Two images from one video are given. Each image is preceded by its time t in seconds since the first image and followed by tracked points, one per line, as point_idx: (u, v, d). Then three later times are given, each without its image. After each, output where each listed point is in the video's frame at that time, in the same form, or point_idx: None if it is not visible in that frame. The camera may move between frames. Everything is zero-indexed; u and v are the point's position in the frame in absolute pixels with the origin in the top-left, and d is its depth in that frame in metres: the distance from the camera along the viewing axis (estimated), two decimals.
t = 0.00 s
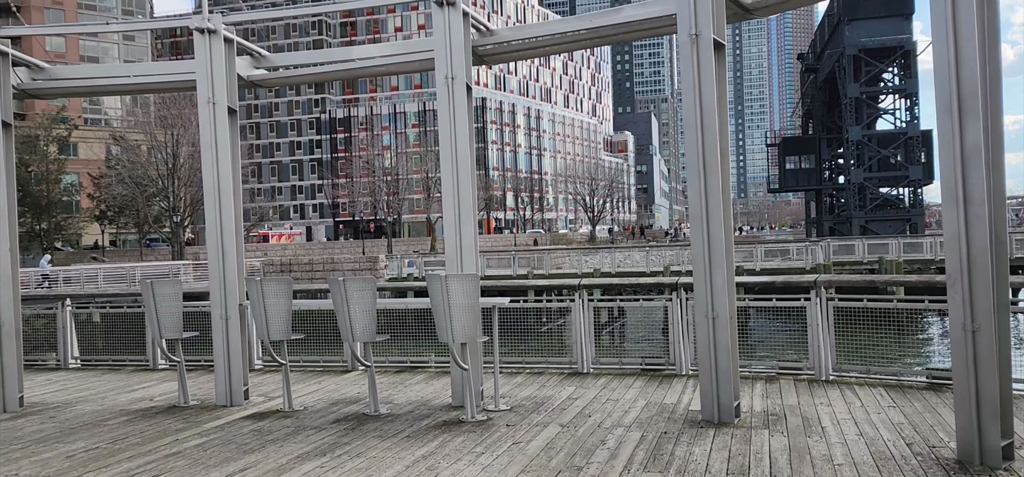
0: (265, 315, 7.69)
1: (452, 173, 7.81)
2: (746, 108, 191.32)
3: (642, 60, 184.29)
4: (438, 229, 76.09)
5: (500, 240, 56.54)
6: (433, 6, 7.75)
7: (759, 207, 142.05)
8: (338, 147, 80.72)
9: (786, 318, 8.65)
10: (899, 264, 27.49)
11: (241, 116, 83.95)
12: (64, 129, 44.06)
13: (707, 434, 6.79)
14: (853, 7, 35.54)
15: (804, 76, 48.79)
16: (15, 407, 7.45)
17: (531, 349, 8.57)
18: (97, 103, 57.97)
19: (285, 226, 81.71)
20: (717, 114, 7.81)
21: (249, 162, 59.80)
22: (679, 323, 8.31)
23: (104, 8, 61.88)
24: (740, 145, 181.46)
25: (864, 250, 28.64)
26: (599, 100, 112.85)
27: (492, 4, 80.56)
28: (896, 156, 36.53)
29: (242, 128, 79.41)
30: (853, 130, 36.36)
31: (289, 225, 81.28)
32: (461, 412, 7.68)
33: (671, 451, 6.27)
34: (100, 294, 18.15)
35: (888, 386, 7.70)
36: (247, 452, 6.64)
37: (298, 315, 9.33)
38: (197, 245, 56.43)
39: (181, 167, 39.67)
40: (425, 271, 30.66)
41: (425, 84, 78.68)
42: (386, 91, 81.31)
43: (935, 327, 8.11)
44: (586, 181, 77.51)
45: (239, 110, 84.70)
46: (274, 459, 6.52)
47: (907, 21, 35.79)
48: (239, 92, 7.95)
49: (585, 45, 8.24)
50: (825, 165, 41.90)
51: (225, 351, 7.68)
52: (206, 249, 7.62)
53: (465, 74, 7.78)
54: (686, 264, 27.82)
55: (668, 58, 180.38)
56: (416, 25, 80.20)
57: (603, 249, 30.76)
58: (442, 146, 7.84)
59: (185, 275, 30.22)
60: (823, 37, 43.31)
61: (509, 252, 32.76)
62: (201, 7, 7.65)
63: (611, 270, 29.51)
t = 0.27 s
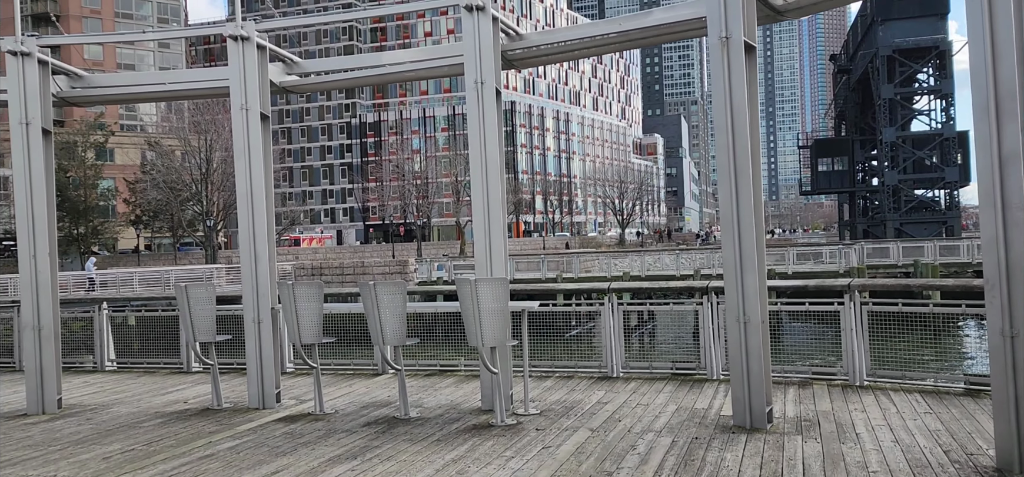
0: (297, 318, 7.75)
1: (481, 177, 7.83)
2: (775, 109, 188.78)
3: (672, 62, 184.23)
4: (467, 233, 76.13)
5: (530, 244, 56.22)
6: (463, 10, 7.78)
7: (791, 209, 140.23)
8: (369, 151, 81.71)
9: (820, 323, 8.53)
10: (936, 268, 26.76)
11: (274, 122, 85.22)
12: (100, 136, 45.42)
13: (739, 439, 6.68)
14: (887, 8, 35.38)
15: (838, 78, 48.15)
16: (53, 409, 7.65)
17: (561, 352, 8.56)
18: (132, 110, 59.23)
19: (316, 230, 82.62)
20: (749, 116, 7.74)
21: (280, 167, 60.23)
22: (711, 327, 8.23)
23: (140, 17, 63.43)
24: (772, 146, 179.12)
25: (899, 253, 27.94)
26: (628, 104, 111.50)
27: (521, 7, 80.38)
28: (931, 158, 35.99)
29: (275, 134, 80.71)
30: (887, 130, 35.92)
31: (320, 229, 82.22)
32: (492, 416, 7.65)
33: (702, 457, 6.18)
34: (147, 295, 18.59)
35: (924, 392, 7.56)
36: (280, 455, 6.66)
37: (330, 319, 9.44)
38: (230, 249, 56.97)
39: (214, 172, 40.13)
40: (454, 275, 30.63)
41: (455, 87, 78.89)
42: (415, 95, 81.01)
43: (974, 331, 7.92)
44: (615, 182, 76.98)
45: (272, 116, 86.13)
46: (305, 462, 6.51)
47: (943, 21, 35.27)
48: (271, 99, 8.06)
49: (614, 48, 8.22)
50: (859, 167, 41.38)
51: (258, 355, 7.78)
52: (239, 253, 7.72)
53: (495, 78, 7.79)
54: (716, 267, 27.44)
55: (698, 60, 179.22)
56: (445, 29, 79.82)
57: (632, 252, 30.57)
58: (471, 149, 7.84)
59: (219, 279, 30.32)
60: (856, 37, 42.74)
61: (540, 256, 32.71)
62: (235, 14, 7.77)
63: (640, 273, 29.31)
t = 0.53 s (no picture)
0: (323, 322, 7.77)
1: (506, 180, 7.85)
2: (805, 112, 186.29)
3: (698, 65, 182.71)
4: (491, 237, 76.17)
5: (555, 248, 56.05)
6: (488, 14, 7.80)
7: (818, 212, 138.33)
8: (395, 156, 82.45)
9: (848, 327, 8.44)
10: (968, 272, 26.33)
11: (301, 127, 85.99)
12: (132, 142, 46.27)
13: (767, 445, 6.58)
14: (916, 9, 35.29)
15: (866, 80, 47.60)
16: (84, 411, 7.75)
17: (587, 357, 8.52)
18: (162, 116, 60.34)
19: (342, 234, 83.05)
20: (776, 119, 7.67)
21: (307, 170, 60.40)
22: (738, 332, 8.16)
23: (169, 24, 64.75)
24: (797, 149, 176.64)
25: (929, 256, 27.58)
26: (653, 107, 110.85)
27: (546, 11, 80.22)
28: (963, 160, 35.48)
29: (302, 138, 81.40)
30: (916, 133, 35.45)
31: (346, 233, 82.63)
32: (517, 420, 7.63)
33: (729, 462, 6.09)
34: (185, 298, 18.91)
35: (955, 398, 7.45)
36: (306, 457, 6.63)
37: (357, 323, 9.49)
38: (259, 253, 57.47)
39: (242, 177, 40.15)
40: (480, 279, 30.54)
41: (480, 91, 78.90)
42: (441, 100, 82.76)
43: (1006, 337, 7.78)
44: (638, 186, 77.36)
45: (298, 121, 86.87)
46: (332, 465, 6.49)
47: (973, 21, 34.84)
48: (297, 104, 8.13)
49: (638, 52, 8.21)
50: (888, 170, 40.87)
51: (284, 359, 7.82)
52: (266, 256, 7.76)
53: (520, 82, 7.79)
54: (743, 271, 27.09)
55: (726, 62, 177.94)
56: (470, 34, 79.78)
57: (657, 257, 30.33)
58: (495, 152, 7.83)
59: (247, 284, 30.28)
60: (885, 38, 42.30)
61: (566, 260, 32.65)
62: (262, 20, 7.83)
63: (665, 277, 29.04)
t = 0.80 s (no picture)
0: (346, 325, 7.79)
1: (527, 183, 7.85)
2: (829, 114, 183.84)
3: (721, 67, 181.15)
4: (513, 241, 76.01)
5: (576, 251, 55.77)
6: (509, 19, 7.82)
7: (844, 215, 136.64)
8: (417, 160, 82.81)
9: (873, 331, 8.34)
10: (996, 276, 25.10)
11: (324, 132, 86.71)
12: (156, 147, 46.85)
13: (792, 450, 6.49)
14: (941, 11, 34.70)
15: (890, 82, 47.04)
16: (111, 413, 7.85)
17: (609, 361, 8.50)
18: (186, 121, 61.06)
19: (364, 238, 83.45)
20: (800, 121, 7.61)
21: (331, 174, 60.63)
22: (761, 337, 8.10)
23: (194, 30, 65.71)
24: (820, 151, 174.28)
25: (957, 260, 26.64)
26: (675, 110, 109.86)
27: (568, 15, 79.85)
28: (990, 163, 35.14)
29: (325, 143, 81.97)
30: (943, 136, 35.15)
31: (368, 237, 83.01)
32: (539, 424, 7.60)
33: (754, 467, 6.00)
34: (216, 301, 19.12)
35: (984, 403, 7.31)
36: (328, 460, 6.60)
37: (379, 326, 9.55)
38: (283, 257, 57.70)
39: (266, 180, 40.23)
40: (501, 282, 30.44)
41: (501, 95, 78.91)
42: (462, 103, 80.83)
43: None
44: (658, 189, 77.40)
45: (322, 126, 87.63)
46: (354, 467, 6.47)
47: (1002, 22, 34.19)
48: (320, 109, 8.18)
49: (659, 55, 8.20)
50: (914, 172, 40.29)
51: (308, 361, 7.87)
52: (289, 259, 7.81)
53: (541, 86, 7.83)
54: (767, 275, 26.71)
55: (747, 64, 176.45)
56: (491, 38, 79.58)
57: (680, 261, 30.09)
58: (517, 155, 7.84)
59: (270, 288, 30.37)
60: (910, 40, 41.79)
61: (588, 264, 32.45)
62: (286, 26, 7.89)
63: (688, 281, 28.75)
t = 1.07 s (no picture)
0: (365, 329, 7.80)
1: (546, 187, 7.85)
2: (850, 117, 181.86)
3: (740, 70, 180.03)
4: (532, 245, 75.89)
5: (595, 255, 55.52)
6: (528, 23, 7.81)
7: (867, 220, 134.97)
8: (436, 165, 83.00)
9: (896, 336, 8.27)
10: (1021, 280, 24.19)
11: (344, 136, 87.37)
12: (179, 152, 47.23)
13: (814, 456, 6.37)
14: (964, 14, 34.69)
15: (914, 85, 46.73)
16: (133, 416, 7.92)
17: (629, 365, 8.46)
18: (208, 126, 61.49)
19: (384, 242, 83.84)
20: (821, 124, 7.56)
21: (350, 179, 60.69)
22: (783, 342, 8.03)
23: (216, 37, 66.00)
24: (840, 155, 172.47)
25: (981, 264, 25.58)
26: (694, 114, 109.00)
27: (586, 19, 79.66)
28: (1015, 166, 34.69)
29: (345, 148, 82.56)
30: (967, 139, 34.88)
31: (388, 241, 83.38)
32: (558, 429, 7.56)
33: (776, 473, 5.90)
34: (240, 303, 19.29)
35: (1011, 409, 7.20)
36: (348, 464, 6.58)
37: (398, 330, 9.61)
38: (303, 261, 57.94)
39: (286, 185, 40.36)
40: (521, 286, 30.37)
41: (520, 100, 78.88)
42: (481, 109, 83.48)
43: None
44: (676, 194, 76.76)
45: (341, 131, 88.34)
46: (373, 471, 6.44)
47: None
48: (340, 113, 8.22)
49: (679, 59, 8.17)
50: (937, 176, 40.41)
51: (327, 365, 7.89)
52: (309, 264, 7.85)
53: (560, 90, 7.82)
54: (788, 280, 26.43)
55: (768, 67, 175.01)
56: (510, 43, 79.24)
57: (699, 265, 29.84)
58: (536, 160, 7.84)
59: (290, 292, 30.50)
60: (933, 43, 41.45)
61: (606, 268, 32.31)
62: (306, 32, 7.94)
63: (707, 285, 28.49)
